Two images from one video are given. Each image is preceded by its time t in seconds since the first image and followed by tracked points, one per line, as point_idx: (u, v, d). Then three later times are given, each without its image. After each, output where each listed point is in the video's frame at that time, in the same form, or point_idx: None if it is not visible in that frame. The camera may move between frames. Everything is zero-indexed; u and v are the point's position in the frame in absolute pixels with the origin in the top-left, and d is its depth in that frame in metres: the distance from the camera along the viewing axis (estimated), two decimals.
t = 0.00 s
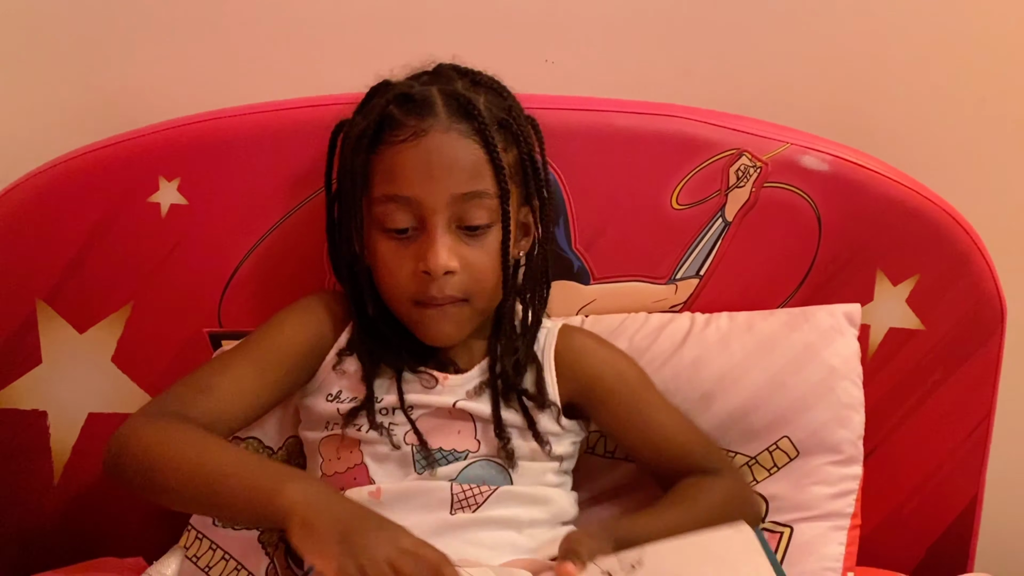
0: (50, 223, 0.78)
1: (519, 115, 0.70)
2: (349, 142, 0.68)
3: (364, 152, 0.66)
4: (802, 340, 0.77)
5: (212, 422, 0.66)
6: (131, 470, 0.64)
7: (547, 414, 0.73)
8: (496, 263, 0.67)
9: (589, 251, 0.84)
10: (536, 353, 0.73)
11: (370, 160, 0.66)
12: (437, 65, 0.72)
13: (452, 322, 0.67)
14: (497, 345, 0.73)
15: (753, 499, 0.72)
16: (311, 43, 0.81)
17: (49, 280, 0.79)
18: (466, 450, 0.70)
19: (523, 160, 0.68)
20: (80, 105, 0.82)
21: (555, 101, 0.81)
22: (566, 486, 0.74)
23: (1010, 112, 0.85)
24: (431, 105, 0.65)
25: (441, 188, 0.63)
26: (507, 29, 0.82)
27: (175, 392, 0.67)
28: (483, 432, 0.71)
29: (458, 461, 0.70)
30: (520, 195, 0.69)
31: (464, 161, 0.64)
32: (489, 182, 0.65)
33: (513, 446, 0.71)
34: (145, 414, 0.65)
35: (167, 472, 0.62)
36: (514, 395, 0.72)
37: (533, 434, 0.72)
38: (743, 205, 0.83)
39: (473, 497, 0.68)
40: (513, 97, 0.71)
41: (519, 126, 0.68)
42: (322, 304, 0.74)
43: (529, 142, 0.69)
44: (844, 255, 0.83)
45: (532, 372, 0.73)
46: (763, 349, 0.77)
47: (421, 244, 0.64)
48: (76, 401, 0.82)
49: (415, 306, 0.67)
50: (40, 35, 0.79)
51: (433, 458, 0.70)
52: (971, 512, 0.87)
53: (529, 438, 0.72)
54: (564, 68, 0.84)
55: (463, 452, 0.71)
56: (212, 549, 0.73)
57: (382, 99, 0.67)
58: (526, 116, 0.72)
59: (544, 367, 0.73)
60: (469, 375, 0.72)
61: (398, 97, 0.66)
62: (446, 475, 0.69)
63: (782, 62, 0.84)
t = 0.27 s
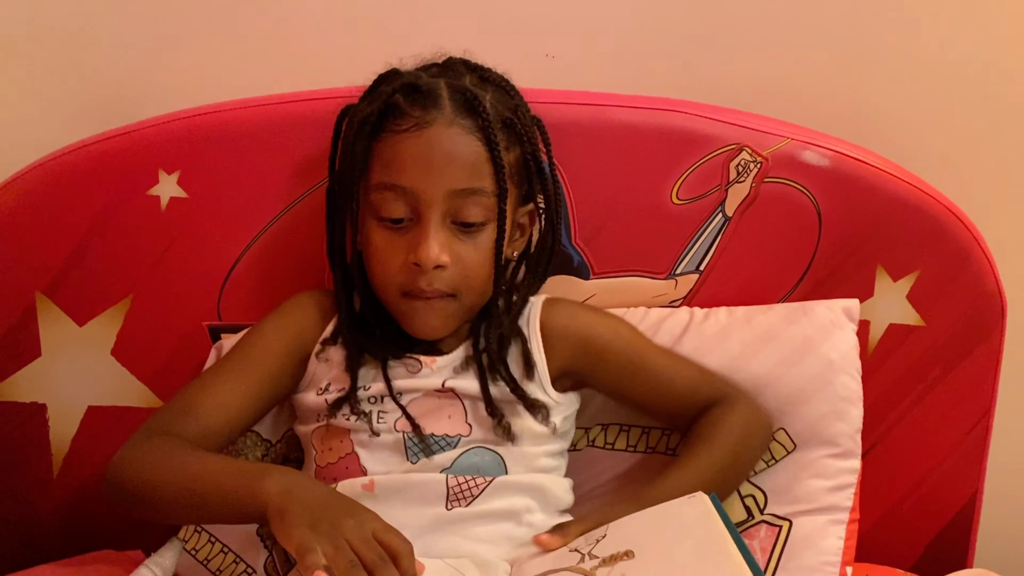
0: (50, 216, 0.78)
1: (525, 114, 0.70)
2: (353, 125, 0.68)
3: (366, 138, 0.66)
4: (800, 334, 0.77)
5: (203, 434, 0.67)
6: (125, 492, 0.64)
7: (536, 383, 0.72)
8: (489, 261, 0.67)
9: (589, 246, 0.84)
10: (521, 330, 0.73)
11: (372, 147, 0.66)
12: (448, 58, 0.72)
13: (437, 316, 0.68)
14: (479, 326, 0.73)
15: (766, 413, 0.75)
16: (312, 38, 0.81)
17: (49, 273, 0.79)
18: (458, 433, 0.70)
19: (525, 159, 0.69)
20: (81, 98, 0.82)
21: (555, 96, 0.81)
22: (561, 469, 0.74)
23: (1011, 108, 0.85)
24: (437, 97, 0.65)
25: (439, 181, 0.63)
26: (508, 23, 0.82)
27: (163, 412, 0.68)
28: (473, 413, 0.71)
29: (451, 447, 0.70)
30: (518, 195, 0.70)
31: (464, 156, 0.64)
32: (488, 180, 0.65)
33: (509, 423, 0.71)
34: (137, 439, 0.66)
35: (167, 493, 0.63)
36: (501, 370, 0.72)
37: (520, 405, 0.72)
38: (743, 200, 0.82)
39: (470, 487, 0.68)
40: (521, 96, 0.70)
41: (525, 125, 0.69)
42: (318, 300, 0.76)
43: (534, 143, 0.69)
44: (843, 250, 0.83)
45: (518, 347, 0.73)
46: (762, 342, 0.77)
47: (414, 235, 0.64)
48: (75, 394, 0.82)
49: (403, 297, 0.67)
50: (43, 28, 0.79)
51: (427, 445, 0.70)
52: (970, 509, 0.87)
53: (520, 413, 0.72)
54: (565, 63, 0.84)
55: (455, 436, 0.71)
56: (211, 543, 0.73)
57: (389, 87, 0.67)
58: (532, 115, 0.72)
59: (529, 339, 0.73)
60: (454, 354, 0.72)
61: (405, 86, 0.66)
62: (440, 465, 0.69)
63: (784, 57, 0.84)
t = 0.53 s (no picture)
0: (52, 212, 0.78)
1: (518, 105, 0.69)
2: (346, 127, 0.68)
3: (359, 140, 0.66)
4: (800, 332, 0.78)
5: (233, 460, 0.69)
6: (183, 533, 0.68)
7: (535, 379, 0.72)
8: (489, 254, 0.67)
9: (590, 244, 0.84)
10: (520, 327, 0.74)
11: (366, 148, 0.66)
12: (437, 55, 0.72)
13: (443, 312, 0.68)
14: (481, 324, 0.73)
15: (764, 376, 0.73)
16: (315, 36, 0.81)
17: (51, 270, 0.79)
18: (461, 431, 0.70)
19: (519, 150, 0.68)
20: (84, 97, 0.82)
21: (556, 94, 0.81)
22: (563, 468, 0.73)
23: (1013, 107, 0.85)
24: (427, 94, 0.65)
25: (434, 177, 0.63)
26: (510, 22, 0.82)
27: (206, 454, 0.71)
28: (475, 411, 0.71)
29: (454, 446, 0.70)
30: (517, 187, 0.70)
31: (457, 151, 0.64)
32: (482, 173, 0.65)
33: (506, 422, 0.70)
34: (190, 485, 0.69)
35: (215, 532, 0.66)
36: (501, 364, 0.72)
37: (519, 399, 0.71)
38: (744, 199, 0.82)
39: (471, 485, 0.68)
40: (513, 88, 0.70)
41: (517, 116, 0.68)
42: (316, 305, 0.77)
43: (527, 133, 0.69)
44: (844, 249, 0.83)
45: (517, 342, 0.73)
46: (762, 341, 0.78)
47: (413, 233, 0.64)
48: (76, 390, 0.82)
49: (407, 295, 0.67)
50: (46, 26, 0.80)
51: (432, 444, 0.70)
52: (970, 508, 0.87)
53: (519, 409, 0.71)
54: (566, 62, 0.84)
55: (458, 435, 0.70)
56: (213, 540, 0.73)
57: (379, 86, 0.67)
58: (526, 108, 0.72)
59: (528, 336, 0.73)
60: (454, 351, 0.73)
61: (395, 86, 0.66)
62: (444, 463, 0.69)
63: (785, 56, 0.84)
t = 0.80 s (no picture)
0: (55, 212, 0.78)
1: (509, 102, 0.70)
2: (339, 134, 0.69)
3: (351, 146, 0.67)
4: (800, 334, 0.78)
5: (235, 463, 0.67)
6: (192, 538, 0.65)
7: (535, 386, 0.73)
8: (486, 253, 0.67)
9: (591, 245, 0.84)
10: (522, 335, 0.74)
11: (359, 153, 0.66)
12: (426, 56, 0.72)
13: (445, 313, 0.68)
14: (484, 330, 0.73)
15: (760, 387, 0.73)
16: (318, 36, 0.82)
17: (54, 270, 0.80)
18: (461, 437, 0.71)
19: (510, 148, 0.68)
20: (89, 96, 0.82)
21: (558, 95, 0.81)
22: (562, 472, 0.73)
23: (1014, 109, 0.85)
24: (415, 96, 0.65)
25: (426, 179, 0.63)
26: (513, 23, 0.82)
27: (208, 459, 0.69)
28: (476, 418, 0.72)
29: (454, 451, 0.70)
30: (511, 184, 0.69)
31: (448, 151, 0.64)
32: (474, 172, 0.65)
33: (506, 428, 0.71)
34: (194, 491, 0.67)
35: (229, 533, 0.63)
36: (501, 371, 0.72)
37: (518, 405, 0.72)
38: (744, 200, 0.83)
39: (472, 485, 0.68)
40: (503, 84, 0.70)
41: (507, 113, 0.68)
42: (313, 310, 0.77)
43: (518, 129, 0.69)
44: (844, 251, 0.83)
45: (518, 350, 0.74)
46: (762, 342, 0.78)
47: (408, 236, 0.64)
48: (79, 389, 0.83)
49: (407, 297, 0.67)
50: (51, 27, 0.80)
51: (430, 450, 0.70)
52: (970, 509, 0.87)
53: (518, 414, 0.72)
54: (569, 63, 0.85)
55: (458, 441, 0.71)
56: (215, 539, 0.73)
57: (368, 92, 0.68)
58: (518, 106, 0.72)
59: (529, 344, 0.74)
60: (455, 356, 0.73)
61: (383, 90, 0.67)
62: (444, 466, 0.69)
63: (787, 58, 0.84)
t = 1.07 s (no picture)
0: (59, 211, 0.78)
1: (516, 104, 0.70)
2: (348, 138, 0.68)
3: (361, 149, 0.67)
4: (801, 334, 0.78)
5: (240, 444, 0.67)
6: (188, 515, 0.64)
7: (544, 396, 0.73)
8: (498, 253, 0.67)
9: (593, 245, 0.84)
10: (533, 345, 0.74)
11: (369, 156, 0.66)
12: (433, 59, 0.73)
13: (458, 314, 0.68)
14: (496, 335, 0.74)
15: (781, 424, 0.71)
16: (319, 36, 0.82)
17: (57, 268, 0.80)
18: (468, 439, 0.71)
19: (520, 148, 0.68)
20: (90, 96, 0.82)
21: (560, 95, 0.81)
22: (566, 473, 0.74)
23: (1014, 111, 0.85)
24: (425, 99, 0.66)
25: (438, 182, 0.64)
26: (514, 24, 0.83)
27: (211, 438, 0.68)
28: (484, 421, 0.72)
29: (460, 451, 0.71)
30: (521, 185, 0.69)
31: (459, 153, 0.64)
32: (486, 173, 0.65)
33: (514, 434, 0.72)
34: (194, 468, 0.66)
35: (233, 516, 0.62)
36: (512, 381, 0.72)
37: (527, 416, 0.72)
38: (745, 201, 0.83)
39: (476, 484, 0.68)
40: (510, 86, 0.71)
41: (516, 115, 0.68)
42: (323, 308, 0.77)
43: (527, 131, 0.69)
44: (845, 252, 0.84)
45: (529, 361, 0.74)
46: (764, 342, 0.79)
47: (422, 238, 0.65)
48: (81, 387, 0.83)
49: (422, 299, 0.67)
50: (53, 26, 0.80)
51: (436, 449, 0.71)
52: (968, 509, 0.87)
53: (526, 424, 0.72)
54: (570, 64, 0.85)
55: (465, 441, 0.71)
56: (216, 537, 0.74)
57: (378, 95, 0.68)
58: (525, 106, 0.72)
59: (540, 354, 0.74)
60: (466, 360, 0.73)
61: (393, 93, 0.67)
62: (449, 465, 0.70)
63: (787, 59, 0.84)
